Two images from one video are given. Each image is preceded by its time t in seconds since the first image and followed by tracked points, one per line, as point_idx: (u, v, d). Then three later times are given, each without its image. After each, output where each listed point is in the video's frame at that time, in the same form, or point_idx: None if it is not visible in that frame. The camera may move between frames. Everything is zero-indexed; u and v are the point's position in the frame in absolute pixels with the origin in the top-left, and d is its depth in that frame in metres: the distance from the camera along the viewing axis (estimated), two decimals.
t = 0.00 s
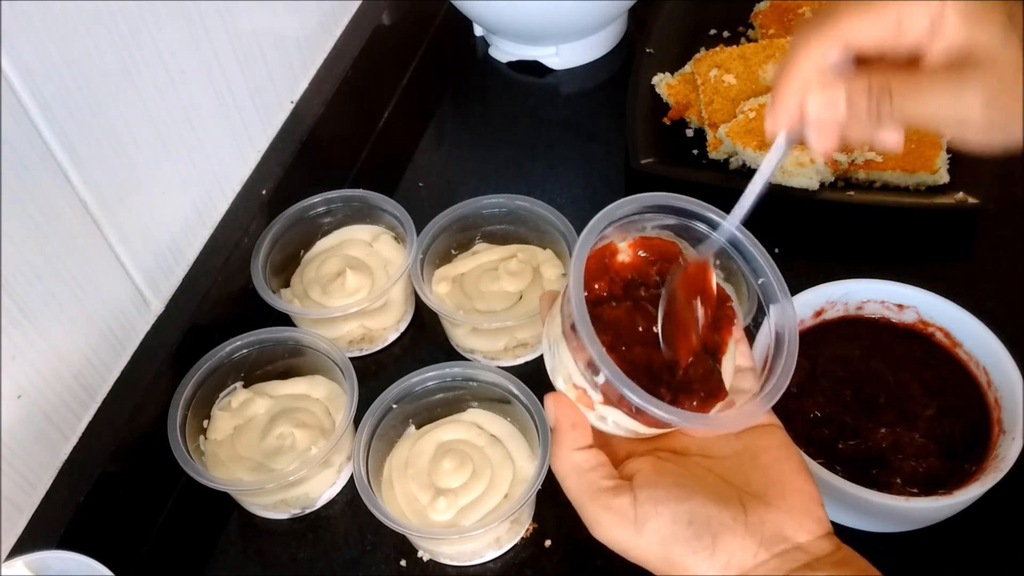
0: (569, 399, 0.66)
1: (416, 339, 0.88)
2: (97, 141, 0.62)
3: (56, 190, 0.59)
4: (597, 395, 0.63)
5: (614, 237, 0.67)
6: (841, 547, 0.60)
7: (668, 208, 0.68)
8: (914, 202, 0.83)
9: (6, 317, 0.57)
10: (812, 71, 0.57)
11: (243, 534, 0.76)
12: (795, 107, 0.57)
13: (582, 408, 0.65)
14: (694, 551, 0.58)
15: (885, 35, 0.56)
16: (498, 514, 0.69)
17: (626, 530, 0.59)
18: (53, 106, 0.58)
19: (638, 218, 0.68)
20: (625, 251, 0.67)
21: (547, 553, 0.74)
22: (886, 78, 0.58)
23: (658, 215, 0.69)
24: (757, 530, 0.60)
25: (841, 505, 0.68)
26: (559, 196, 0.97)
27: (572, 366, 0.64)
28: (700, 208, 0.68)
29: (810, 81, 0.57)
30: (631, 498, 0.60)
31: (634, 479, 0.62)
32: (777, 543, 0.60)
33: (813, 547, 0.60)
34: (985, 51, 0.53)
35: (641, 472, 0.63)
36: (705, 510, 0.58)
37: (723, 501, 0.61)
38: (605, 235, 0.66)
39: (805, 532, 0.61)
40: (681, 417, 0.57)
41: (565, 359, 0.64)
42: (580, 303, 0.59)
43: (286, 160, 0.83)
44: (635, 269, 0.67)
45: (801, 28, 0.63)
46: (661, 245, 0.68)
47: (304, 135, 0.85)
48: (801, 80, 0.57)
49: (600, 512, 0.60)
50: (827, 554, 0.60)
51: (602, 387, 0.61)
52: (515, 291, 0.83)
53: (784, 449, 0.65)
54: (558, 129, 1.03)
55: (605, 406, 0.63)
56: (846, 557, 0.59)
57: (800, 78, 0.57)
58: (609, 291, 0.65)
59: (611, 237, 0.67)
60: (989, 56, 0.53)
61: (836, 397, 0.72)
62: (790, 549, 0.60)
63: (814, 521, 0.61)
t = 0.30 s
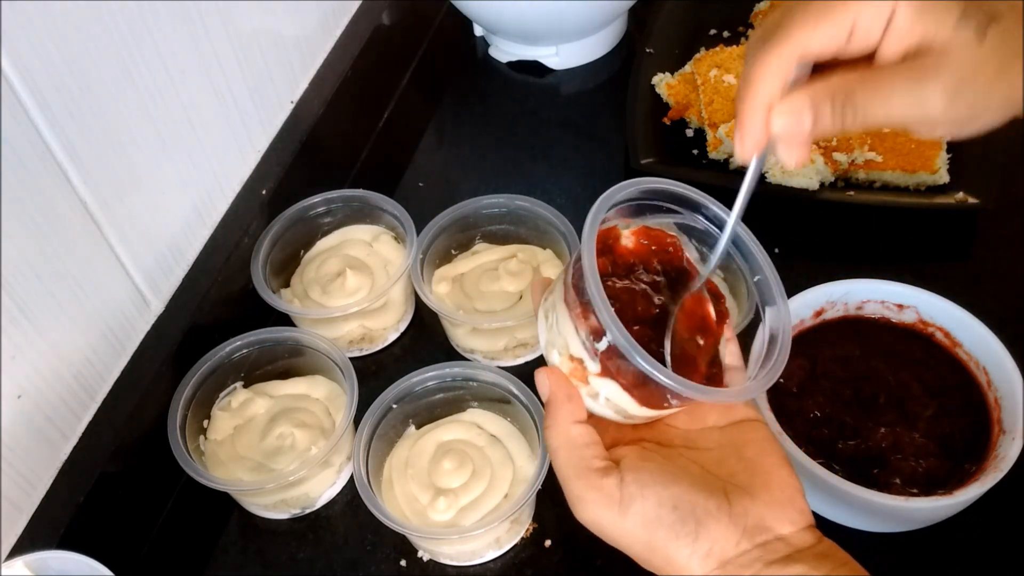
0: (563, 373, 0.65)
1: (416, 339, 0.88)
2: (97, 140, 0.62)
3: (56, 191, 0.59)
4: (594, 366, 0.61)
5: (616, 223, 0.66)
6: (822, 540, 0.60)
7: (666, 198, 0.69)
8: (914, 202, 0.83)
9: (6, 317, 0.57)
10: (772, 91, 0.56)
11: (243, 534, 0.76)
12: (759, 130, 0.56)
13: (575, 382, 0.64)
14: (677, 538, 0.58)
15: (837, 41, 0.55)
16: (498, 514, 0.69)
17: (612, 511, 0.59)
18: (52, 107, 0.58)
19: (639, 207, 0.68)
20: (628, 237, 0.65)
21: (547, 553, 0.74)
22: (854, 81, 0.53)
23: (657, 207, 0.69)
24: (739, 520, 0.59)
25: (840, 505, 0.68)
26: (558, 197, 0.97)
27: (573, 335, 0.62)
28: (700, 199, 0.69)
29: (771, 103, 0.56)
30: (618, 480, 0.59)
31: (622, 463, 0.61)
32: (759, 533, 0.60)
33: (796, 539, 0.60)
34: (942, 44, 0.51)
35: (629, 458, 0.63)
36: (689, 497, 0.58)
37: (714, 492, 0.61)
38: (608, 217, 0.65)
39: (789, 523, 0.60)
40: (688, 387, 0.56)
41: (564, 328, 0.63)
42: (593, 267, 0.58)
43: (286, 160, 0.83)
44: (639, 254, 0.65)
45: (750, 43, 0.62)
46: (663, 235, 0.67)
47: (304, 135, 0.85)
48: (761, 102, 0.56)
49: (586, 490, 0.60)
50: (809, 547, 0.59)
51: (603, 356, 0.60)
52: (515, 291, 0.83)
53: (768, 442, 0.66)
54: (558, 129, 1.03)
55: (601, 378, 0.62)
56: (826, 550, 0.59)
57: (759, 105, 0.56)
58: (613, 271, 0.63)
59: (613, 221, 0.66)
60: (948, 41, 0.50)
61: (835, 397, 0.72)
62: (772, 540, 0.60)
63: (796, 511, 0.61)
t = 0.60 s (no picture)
0: (553, 381, 0.65)
1: (416, 339, 0.88)
2: (97, 140, 0.62)
3: (55, 190, 0.59)
4: (585, 373, 0.61)
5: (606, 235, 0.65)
6: (811, 548, 0.60)
7: (661, 209, 0.69)
8: (915, 203, 0.83)
9: (6, 317, 0.57)
10: (762, 91, 0.57)
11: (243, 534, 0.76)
12: (750, 131, 0.58)
13: (565, 390, 0.64)
14: (664, 546, 0.58)
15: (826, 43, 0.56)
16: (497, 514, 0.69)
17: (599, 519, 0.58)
18: (52, 106, 0.58)
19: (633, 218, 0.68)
20: (619, 249, 0.65)
21: (547, 553, 0.74)
22: (838, 81, 0.58)
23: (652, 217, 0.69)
24: (728, 529, 0.60)
25: (840, 505, 0.68)
26: (558, 197, 0.97)
27: (563, 344, 0.62)
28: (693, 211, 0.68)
29: (763, 103, 0.57)
30: (605, 487, 0.59)
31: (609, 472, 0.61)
32: (748, 543, 0.60)
33: (786, 548, 0.60)
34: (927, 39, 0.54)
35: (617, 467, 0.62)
36: (678, 505, 0.58)
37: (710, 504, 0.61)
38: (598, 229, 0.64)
39: (778, 533, 0.61)
40: (680, 393, 0.56)
41: (556, 335, 0.63)
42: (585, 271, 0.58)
43: (286, 160, 0.83)
44: (629, 266, 0.65)
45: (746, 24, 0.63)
46: (654, 248, 0.67)
47: (304, 135, 0.85)
48: (753, 103, 0.57)
49: (573, 498, 0.59)
50: (798, 556, 0.60)
51: (594, 364, 0.60)
52: (515, 291, 0.83)
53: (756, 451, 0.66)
54: (558, 129, 1.03)
55: (593, 386, 0.62)
56: (815, 559, 0.59)
57: (753, 105, 0.57)
58: (604, 279, 0.63)
59: (605, 233, 0.65)
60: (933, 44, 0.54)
61: (835, 397, 0.72)
62: (761, 549, 0.60)
63: (788, 521, 0.61)
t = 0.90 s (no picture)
0: (554, 387, 0.65)
1: (416, 339, 0.88)
2: (96, 139, 0.61)
3: (55, 191, 0.59)
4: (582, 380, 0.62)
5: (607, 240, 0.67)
6: (810, 560, 0.60)
7: (659, 213, 0.69)
8: (915, 203, 0.83)
9: (6, 317, 0.57)
10: (770, 63, 0.59)
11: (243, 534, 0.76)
12: (762, 99, 0.59)
13: (565, 396, 0.64)
14: (661, 555, 0.57)
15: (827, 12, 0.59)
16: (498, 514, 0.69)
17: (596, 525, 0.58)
18: (52, 106, 0.58)
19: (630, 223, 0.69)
20: (622, 254, 0.66)
21: (547, 553, 0.74)
22: (839, 46, 0.63)
23: (651, 221, 0.69)
24: (726, 540, 0.59)
25: (840, 505, 0.68)
26: (558, 196, 0.97)
27: (562, 350, 0.62)
28: (690, 214, 0.69)
29: (771, 74, 0.59)
30: (603, 494, 0.59)
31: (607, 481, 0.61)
32: (746, 554, 0.59)
33: (785, 561, 0.60)
34: None
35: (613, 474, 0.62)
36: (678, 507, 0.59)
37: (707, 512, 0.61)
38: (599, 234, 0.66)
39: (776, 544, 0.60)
40: (678, 400, 0.56)
41: (555, 340, 0.63)
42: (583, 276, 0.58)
43: (286, 160, 0.83)
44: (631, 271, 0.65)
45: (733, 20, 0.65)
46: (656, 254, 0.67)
47: (304, 135, 0.85)
48: (762, 73, 0.59)
49: (571, 506, 0.59)
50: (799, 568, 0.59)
51: (592, 369, 0.60)
52: (515, 291, 0.83)
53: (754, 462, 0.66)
54: (558, 129, 1.03)
55: (591, 392, 0.62)
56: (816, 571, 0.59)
57: (765, 72, 0.59)
58: (605, 284, 0.64)
59: (606, 238, 0.67)
60: None
61: (835, 398, 0.72)
62: (760, 561, 0.60)
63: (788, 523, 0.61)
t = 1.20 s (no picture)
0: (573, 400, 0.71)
1: (416, 339, 0.88)
2: (96, 138, 0.61)
3: (55, 191, 0.59)
4: (586, 392, 0.68)
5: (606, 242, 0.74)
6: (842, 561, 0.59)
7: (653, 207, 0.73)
8: (915, 203, 0.83)
9: (6, 317, 0.57)
10: (750, 70, 0.59)
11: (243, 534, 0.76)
12: (741, 105, 0.59)
13: (581, 409, 0.71)
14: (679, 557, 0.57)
15: (809, 23, 0.62)
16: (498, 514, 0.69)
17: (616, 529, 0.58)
18: (52, 106, 0.58)
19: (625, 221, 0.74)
20: (620, 255, 0.73)
21: (547, 553, 0.74)
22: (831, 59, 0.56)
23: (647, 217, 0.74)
24: (754, 541, 0.59)
25: (841, 505, 0.68)
26: (558, 196, 0.97)
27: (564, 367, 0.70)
28: (681, 203, 0.72)
29: (751, 80, 0.59)
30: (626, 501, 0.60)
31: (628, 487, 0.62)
32: (774, 557, 0.59)
33: (814, 562, 0.59)
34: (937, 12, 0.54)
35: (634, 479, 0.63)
36: (679, 507, 0.58)
37: (722, 510, 0.61)
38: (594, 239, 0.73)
39: (805, 546, 0.60)
40: (657, 403, 0.61)
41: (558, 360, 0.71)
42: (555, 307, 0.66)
43: (286, 160, 0.83)
44: (632, 271, 0.73)
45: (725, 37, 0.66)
46: (657, 247, 0.74)
47: (305, 135, 0.85)
48: (741, 79, 0.59)
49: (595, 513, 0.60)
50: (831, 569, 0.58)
51: (586, 384, 0.67)
52: (515, 291, 0.83)
53: (785, 460, 0.65)
54: (557, 129, 1.03)
55: (596, 404, 0.68)
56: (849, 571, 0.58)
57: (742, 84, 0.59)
58: (603, 292, 0.71)
59: (601, 242, 0.74)
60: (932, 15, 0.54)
61: (836, 398, 0.72)
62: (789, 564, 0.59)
63: (790, 522, 0.61)
